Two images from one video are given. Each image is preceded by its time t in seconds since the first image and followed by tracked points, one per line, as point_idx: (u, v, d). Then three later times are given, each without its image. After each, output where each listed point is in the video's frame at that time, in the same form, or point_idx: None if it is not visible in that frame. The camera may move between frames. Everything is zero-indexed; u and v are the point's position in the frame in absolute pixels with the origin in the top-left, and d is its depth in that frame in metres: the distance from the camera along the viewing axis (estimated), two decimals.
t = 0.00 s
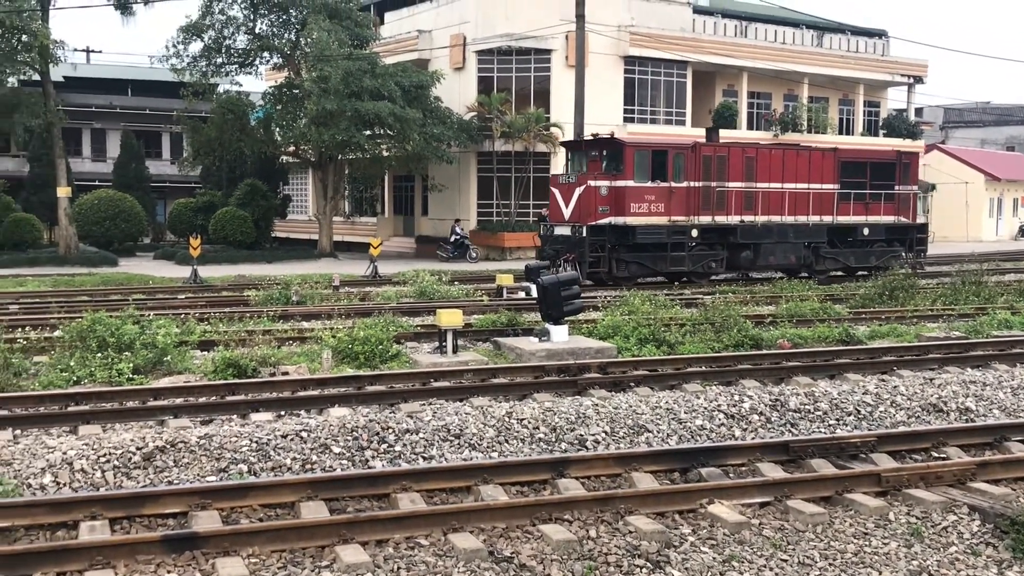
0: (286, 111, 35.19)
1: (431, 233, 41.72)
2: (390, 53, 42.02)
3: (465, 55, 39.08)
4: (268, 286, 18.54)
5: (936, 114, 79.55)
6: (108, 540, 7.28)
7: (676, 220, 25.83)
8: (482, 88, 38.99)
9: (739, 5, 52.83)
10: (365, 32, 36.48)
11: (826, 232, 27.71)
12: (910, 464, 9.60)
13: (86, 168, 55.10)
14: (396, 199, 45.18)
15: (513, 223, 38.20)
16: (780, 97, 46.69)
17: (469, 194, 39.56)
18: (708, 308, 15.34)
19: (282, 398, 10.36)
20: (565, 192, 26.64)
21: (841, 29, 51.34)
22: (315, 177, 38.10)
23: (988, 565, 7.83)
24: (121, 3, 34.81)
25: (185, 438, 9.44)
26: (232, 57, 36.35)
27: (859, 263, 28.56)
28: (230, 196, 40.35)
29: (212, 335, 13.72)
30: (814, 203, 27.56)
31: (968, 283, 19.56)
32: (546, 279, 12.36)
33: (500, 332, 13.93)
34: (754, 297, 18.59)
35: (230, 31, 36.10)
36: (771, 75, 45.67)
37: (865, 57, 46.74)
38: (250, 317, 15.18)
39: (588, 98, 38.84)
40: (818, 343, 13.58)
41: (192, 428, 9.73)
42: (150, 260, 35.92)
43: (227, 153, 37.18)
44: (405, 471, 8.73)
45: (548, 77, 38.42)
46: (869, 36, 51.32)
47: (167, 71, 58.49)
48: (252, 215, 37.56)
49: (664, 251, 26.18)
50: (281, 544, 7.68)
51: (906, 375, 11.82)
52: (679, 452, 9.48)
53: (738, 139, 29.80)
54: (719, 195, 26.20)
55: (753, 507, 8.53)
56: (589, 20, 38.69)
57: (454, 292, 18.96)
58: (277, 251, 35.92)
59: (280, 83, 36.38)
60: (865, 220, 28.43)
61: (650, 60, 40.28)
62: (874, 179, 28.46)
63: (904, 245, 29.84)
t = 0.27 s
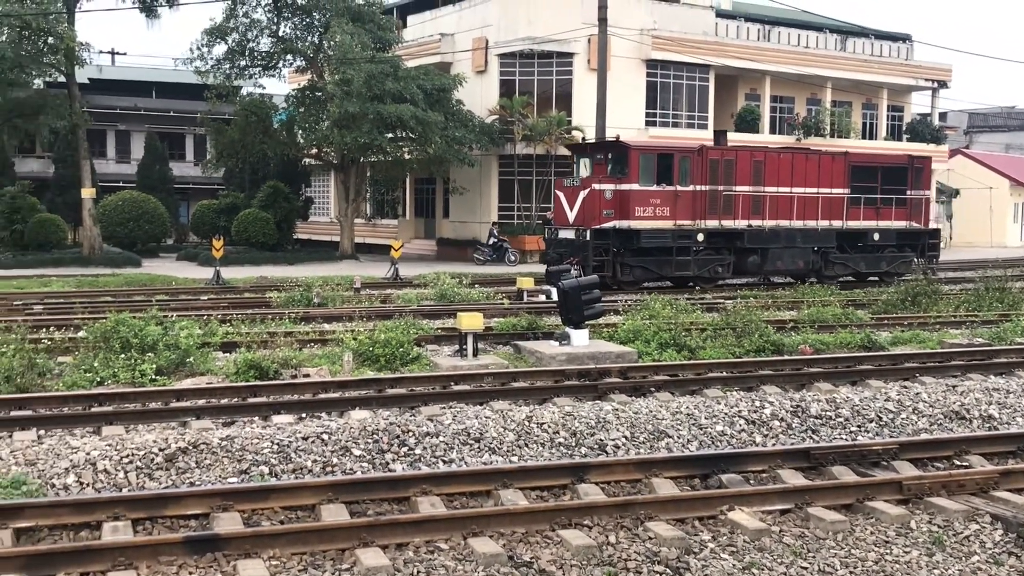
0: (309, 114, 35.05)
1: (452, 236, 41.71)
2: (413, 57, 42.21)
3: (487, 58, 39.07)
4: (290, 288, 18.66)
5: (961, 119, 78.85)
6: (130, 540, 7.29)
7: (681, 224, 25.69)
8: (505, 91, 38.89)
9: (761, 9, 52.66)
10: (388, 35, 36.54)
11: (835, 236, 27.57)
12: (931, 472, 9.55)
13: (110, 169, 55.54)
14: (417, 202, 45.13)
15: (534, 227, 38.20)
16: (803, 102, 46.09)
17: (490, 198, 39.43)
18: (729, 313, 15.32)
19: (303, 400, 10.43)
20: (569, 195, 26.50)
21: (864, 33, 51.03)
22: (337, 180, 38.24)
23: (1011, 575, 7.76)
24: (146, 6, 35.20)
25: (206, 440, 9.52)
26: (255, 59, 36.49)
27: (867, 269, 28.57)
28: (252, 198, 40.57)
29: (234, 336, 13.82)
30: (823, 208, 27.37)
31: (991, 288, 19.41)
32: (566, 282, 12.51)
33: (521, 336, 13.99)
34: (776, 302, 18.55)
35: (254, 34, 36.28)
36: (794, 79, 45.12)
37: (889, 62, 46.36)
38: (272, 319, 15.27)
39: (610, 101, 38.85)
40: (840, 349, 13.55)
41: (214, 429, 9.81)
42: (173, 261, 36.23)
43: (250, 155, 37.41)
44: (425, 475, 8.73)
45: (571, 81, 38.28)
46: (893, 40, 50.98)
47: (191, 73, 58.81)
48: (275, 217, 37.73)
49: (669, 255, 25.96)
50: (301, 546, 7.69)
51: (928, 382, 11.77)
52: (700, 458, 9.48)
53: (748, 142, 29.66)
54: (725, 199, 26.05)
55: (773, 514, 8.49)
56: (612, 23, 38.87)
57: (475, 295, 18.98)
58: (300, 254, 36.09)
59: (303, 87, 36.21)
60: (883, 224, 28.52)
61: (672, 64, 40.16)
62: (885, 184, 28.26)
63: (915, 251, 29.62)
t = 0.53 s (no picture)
0: (325, 115, 35.39)
1: (468, 237, 41.80)
2: (430, 59, 42.40)
3: (504, 60, 39.14)
4: (306, 289, 18.72)
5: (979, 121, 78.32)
6: (147, 541, 7.29)
7: (680, 227, 25.43)
8: (521, 94, 38.90)
9: (778, 11, 52.52)
10: (404, 37, 36.57)
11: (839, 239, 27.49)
12: (949, 476, 9.50)
13: (129, 170, 55.82)
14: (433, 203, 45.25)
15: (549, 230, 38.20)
16: (820, 104, 45.78)
17: (506, 199, 39.51)
18: (744, 315, 15.30)
19: (319, 402, 10.47)
20: (567, 197, 26.22)
21: (882, 35, 50.78)
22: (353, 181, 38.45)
23: None
24: (166, 7, 35.45)
25: (222, 441, 9.55)
26: (272, 61, 36.58)
27: (873, 272, 28.40)
28: (269, 199, 40.76)
29: (250, 337, 13.89)
30: (825, 211, 27.29)
31: (1010, 293, 19.28)
32: (582, 285, 12.53)
33: (536, 337, 14.00)
34: (793, 305, 18.53)
35: (271, 36, 36.29)
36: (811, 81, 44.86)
37: (907, 65, 46.01)
38: (288, 320, 15.32)
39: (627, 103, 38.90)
40: (857, 352, 13.53)
41: (230, 430, 9.84)
42: (191, 262, 36.41)
43: (266, 157, 37.56)
44: (441, 477, 8.72)
45: (587, 82, 38.24)
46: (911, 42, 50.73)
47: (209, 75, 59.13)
48: (292, 218, 37.70)
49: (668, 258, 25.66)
50: (317, 547, 7.68)
51: (945, 386, 11.73)
52: (716, 462, 9.46)
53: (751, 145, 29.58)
54: (727, 202, 25.86)
55: (789, 518, 8.45)
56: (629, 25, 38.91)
57: (490, 296, 18.98)
58: (318, 255, 36.26)
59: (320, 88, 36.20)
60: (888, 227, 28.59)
61: (689, 66, 40.13)
62: (889, 187, 28.23)
63: (920, 254, 29.53)
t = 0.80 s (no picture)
0: (337, 120, 35.61)
1: (479, 241, 41.83)
2: (440, 63, 42.27)
3: (515, 64, 39.17)
4: (317, 293, 18.77)
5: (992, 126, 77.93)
6: (159, 544, 7.29)
7: (674, 230, 25.43)
8: (532, 98, 38.89)
9: (789, 15, 52.44)
10: (416, 41, 36.57)
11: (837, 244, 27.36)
12: (962, 482, 9.45)
13: (140, 174, 56.00)
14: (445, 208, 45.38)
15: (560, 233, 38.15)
16: (832, 107, 45.93)
17: (517, 202, 39.50)
18: (757, 320, 15.26)
19: (330, 406, 10.48)
20: (561, 201, 26.33)
21: (895, 38, 50.60)
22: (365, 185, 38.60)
23: None
24: (178, 11, 35.59)
25: (235, 444, 9.57)
26: (284, 65, 36.71)
27: (872, 278, 28.14)
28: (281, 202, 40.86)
29: (261, 341, 13.94)
30: (823, 215, 27.19)
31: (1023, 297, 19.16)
32: (594, 289, 12.51)
33: (547, 342, 13.98)
34: (805, 309, 18.49)
35: (282, 40, 36.36)
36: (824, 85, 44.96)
37: (920, 68, 45.83)
38: (300, 324, 15.35)
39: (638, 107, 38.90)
40: (870, 357, 13.48)
41: (242, 434, 9.87)
42: (202, 265, 36.53)
43: (278, 160, 37.66)
44: (451, 481, 8.70)
45: (599, 86, 38.23)
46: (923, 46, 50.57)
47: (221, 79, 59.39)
48: (302, 222, 37.84)
49: (662, 263, 25.64)
50: (329, 550, 7.66)
51: (958, 392, 11.68)
52: (728, 467, 9.43)
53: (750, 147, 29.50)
54: (722, 206, 25.84)
55: (802, 523, 8.42)
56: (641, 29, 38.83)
57: (501, 300, 18.98)
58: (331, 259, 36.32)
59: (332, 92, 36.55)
60: (890, 231, 28.44)
61: (701, 69, 40.12)
62: (889, 191, 28.16)
63: (921, 259, 29.35)
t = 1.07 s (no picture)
0: (347, 128, 35.71)
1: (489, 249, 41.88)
2: (449, 72, 42.64)
3: (524, 73, 39.17)
4: (328, 300, 18.84)
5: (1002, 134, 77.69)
6: (170, 551, 7.30)
7: (665, 239, 25.36)
8: (542, 106, 39.00)
9: (799, 24, 52.51)
10: (426, 50, 36.68)
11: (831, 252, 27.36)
12: (973, 491, 9.42)
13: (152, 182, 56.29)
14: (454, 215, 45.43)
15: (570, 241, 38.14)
16: (842, 116, 45.80)
17: (527, 209, 39.51)
18: (766, 328, 15.27)
19: (340, 413, 10.52)
20: (551, 209, 26.21)
21: (904, 47, 50.59)
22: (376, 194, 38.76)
23: None
24: (190, 20, 35.79)
25: (246, 451, 9.60)
26: (295, 74, 36.92)
27: (865, 286, 28.18)
28: (292, 211, 40.99)
29: (272, 348, 14.01)
30: (817, 223, 27.16)
31: None
32: (603, 297, 12.59)
33: (557, 350, 13.99)
34: (815, 318, 18.48)
35: (294, 49, 36.56)
36: (833, 94, 44.91)
37: (929, 77, 45.82)
38: (310, 331, 15.41)
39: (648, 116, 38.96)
40: (880, 365, 13.47)
41: (253, 441, 9.90)
42: (213, 273, 36.76)
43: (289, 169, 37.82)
44: (461, 488, 8.70)
45: (609, 94, 38.33)
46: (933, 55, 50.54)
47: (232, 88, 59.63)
48: (312, 230, 37.93)
49: (654, 271, 25.59)
50: (340, 557, 7.65)
51: (969, 400, 11.66)
52: (737, 476, 9.43)
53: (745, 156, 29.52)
54: (715, 214, 25.80)
55: (813, 532, 8.41)
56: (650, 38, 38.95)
57: (511, 308, 19.01)
58: (340, 267, 36.37)
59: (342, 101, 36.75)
60: (897, 240, 28.44)
61: (710, 78, 40.14)
62: (884, 200, 28.12)
63: (917, 267, 29.33)
